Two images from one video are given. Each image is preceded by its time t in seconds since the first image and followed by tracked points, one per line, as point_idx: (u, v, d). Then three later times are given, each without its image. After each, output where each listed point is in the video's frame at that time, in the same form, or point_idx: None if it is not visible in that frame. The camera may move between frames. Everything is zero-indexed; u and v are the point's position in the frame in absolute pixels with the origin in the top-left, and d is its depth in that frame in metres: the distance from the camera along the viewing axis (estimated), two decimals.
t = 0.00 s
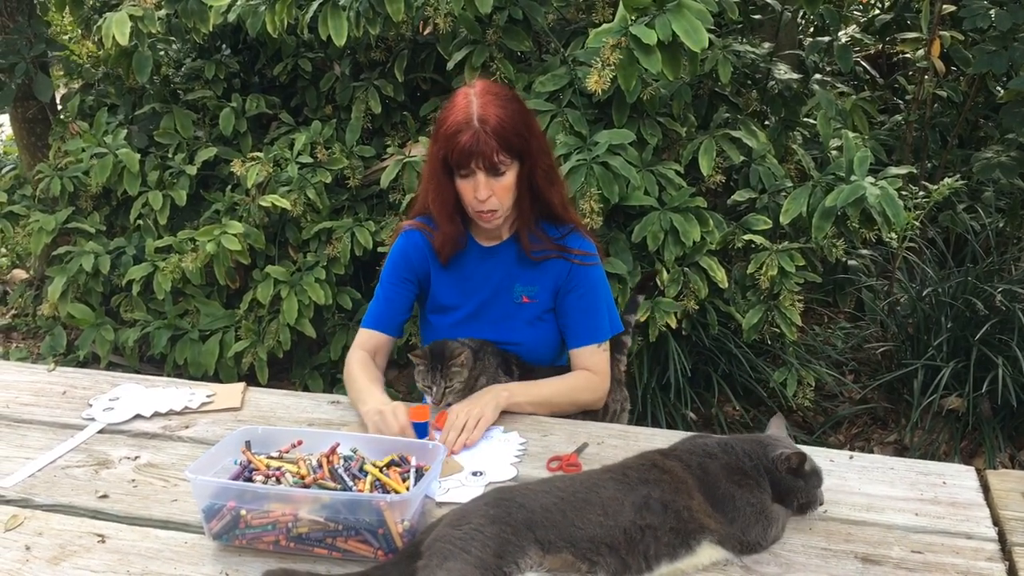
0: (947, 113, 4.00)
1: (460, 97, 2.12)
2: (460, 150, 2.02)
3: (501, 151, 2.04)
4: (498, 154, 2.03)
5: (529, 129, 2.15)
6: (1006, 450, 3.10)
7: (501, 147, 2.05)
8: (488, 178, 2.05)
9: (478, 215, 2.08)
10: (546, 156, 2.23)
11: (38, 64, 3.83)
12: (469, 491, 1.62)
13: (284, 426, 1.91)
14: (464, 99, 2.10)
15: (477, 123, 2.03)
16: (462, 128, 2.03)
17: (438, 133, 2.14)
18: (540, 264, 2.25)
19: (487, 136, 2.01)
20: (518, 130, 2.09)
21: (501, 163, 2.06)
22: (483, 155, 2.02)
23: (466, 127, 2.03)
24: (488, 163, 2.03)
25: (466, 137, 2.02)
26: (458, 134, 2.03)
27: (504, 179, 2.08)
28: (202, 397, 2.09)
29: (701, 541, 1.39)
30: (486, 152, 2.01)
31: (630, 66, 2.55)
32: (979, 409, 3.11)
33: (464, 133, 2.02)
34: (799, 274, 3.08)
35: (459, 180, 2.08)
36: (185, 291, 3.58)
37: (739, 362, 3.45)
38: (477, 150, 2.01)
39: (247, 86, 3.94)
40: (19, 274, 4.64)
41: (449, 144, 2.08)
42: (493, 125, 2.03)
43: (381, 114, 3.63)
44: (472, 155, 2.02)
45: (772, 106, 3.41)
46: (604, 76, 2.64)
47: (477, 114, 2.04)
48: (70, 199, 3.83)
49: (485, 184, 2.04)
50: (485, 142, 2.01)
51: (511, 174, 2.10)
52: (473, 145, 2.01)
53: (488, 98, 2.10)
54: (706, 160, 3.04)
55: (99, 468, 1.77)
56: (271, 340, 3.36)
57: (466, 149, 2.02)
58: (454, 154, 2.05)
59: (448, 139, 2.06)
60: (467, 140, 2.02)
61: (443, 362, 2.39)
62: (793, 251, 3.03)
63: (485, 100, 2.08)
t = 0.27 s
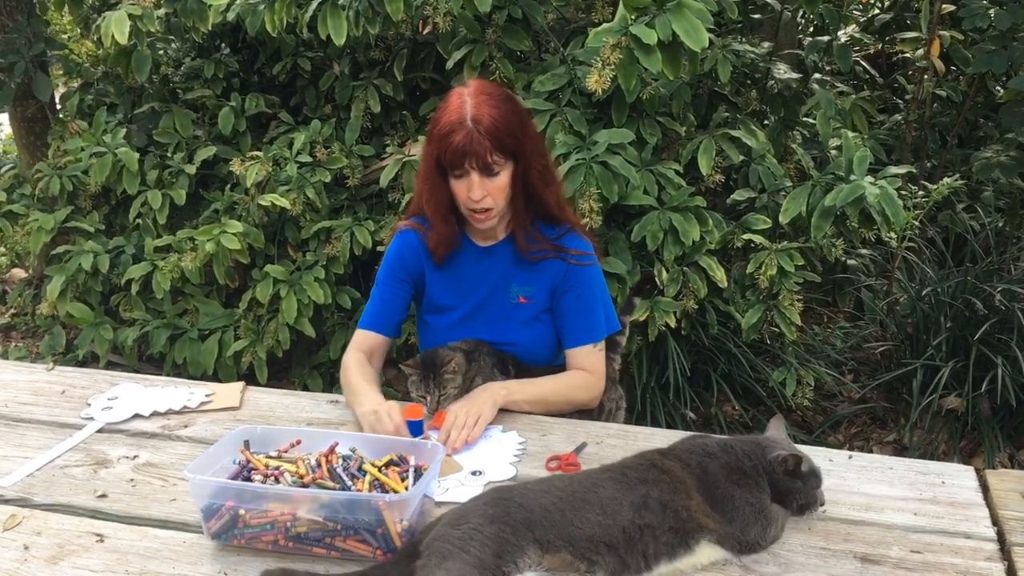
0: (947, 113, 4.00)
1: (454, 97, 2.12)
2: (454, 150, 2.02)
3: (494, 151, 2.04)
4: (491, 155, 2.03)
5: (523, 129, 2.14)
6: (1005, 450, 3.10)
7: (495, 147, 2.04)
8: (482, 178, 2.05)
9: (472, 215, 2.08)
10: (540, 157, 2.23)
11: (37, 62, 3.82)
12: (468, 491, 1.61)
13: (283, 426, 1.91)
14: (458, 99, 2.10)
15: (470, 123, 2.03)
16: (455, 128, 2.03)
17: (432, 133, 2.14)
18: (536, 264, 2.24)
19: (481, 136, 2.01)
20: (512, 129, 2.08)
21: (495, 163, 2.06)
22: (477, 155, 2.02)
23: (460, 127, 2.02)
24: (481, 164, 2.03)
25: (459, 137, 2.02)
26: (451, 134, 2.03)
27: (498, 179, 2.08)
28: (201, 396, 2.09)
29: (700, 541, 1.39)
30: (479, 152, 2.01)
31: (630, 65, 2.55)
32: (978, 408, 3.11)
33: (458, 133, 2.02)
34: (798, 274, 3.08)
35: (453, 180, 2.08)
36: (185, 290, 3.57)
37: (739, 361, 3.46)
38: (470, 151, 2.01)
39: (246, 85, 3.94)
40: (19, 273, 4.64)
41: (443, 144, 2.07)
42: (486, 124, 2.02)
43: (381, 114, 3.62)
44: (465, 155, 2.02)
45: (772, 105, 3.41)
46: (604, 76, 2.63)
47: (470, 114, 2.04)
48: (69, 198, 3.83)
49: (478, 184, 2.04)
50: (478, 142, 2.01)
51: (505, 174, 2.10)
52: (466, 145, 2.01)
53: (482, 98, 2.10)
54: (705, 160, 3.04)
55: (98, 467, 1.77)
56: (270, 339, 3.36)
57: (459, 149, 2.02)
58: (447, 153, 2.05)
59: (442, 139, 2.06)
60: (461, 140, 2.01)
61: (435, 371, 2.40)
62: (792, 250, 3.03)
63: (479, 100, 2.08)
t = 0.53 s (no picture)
0: (947, 112, 3.99)
1: (450, 98, 2.12)
2: (449, 151, 2.02)
3: (489, 153, 2.04)
4: (486, 157, 2.03)
5: (519, 130, 2.14)
6: (1005, 450, 3.10)
7: (490, 148, 2.04)
8: (477, 180, 2.05)
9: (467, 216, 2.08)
10: (536, 157, 2.22)
11: (37, 61, 3.82)
12: (468, 490, 1.61)
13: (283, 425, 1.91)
14: (454, 101, 2.10)
15: (465, 124, 2.02)
16: (450, 130, 2.03)
17: (428, 134, 2.14)
18: (533, 263, 2.24)
19: (476, 138, 2.01)
20: (507, 131, 2.08)
21: (490, 165, 2.06)
22: (472, 156, 2.02)
23: (455, 129, 2.02)
24: (476, 165, 2.03)
25: (454, 138, 2.01)
26: (446, 135, 2.03)
27: (493, 180, 2.08)
28: (201, 396, 2.09)
29: (699, 540, 1.39)
30: (474, 154, 2.01)
31: (631, 65, 2.55)
32: (978, 408, 3.11)
33: (453, 135, 2.02)
34: (798, 273, 3.08)
35: (448, 181, 2.08)
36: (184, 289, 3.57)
37: (739, 361, 3.45)
38: (465, 152, 2.01)
39: (246, 84, 3.94)
40: (18, 272, 4.64)
41: (438, 145, 2.07)
42: (481, 126, 2.02)
43: (381, 113, 3.62)
44: (460, 157, 2.02)
45: (772, 104, 3.40)
46: (605, 75, 2.63)
47: (465, 115, 2.03)
48: (69, 197, 3.83)
49: (473, 186, 2.04)
50: (473, 144, 2.01)
51: (501, 175, 2.10)
52: (461, 147, 2.01)
53: (477, 99, 2.09)
54: (705, 159, 3.04)
55: (97, 466, 1.77)
56: (270, 338, 3.36)
57: (454, 151, 2.02)
58: (443, 155, 2.05)
59: (437, 141, 2.06)
60: (455, 141, 2.01)
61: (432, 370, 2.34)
62: (793, 249, 3.03)
63: (474, 101, 2.08)
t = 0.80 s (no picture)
0: (948, 112, 3.99)
1: (451, 95, 2.11)
2: (450, 148, 2.02)
3: (491, 150, 2.04)
4: (488, 153, 2.03)
5: (521, 127, 2.13)
6: (1006, 449, 3.10)
7: (492, 145, 2.04)
8: (479, 177, 2.05)
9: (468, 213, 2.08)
10: (538, 155, 2.22)
11: (37, 61, 3.81)
12: (468, 489, 1.61)
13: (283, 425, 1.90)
14: (456, 97, 2.09)
15: (467, 121, 2.02)
16: (452, 126, 2.03)
17: (430, 131, 2.14)
18: (535, 262, 2.24)
19: (477, 135, 2.01)
20: (509, 128, 2.08)
21: (491, 162, 2.05)
22: (473, 153, 2.01)
23: (456, 125, 2.02)
24: (477, 162, 2.02)
25: (455, 135, 2.01)
26: (448, 132, 2.03)
27: (495, 177, 2.08)
28: (201, 395, 2.08)
29: (700, 539, 1.39)
30: (476, 150, 2.01)
31: (632, 64, 2.55)
32: (979, 408, 3.10)
33: (454, 131, 2.02)
34: (799, 273, 3.07)
35: (450, 179, 2.08)
36: (185, 289, 3.57)
37: (739, 361, 3.45)
38: (466, 149, 2.01)
39: (246, 83, 3.94)
40: (19, 271, 4.64)
41: (439, 142, 2.07)
42: (483, 123, 2.02)
43: (381, 112, 3.62)
44: (462, 153, 2.02)
45: (773, 104, 3.40)
46: (606, 74, 2.63)
47: (467, 112, 2.03)
48: (70, 197, 3.83)
49: (475, 183, 2.04)
50: (474, 140, 2.01)
51: (502, 173, 2.10)
52: (462, 143, 2.01)
53: (479, 96, 2.09)
54: (706, 158, 3.03)
55: (97, 465, 1.77)
56: (270, 338, 3.36)
57: (456, 147, 2.01)
58: (444, 152, 2.04)
59: (439, 138, 2.06)
60: (457, 138, 2.01)
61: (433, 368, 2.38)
62: (794, 249, 3.03)
63: (476, 98, 2.07)
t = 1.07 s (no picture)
0: (948, 112, 3.99)
1: (451, 93, 2.11)
2: (450, 144, 2.02)
3: (491, 146, 2.04)
4: (487, 150, 2.02)
5: (521, 125, 2.13)
6: (1006, 449, 3.09)
7: (491, 141, 2.04)
8: (479, 173, 2.04)
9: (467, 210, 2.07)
10: (537, 154, 2.22)
11: (37, 60, 3.81)
12: (468, 489, 1.61)
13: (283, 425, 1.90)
14: (456, 94, 2.09)
15: (467, 117, 2.02)
16: (452, 123, 2.03)
17: (429, 128, 2.13)
18: (534, 261, 2.24)
19: (477, 131, 2.01)
20: (509, 125, 2.08)
21: (491, 159, 2.05)
22: (473, 150, 2.01)
23: (456, 122, 2.02)
24: (477, 158, 2.02)
25: (455, 131, 2.01)
26: (448, 128, 2.03)
27: (494, 175, 2.08)
28: (201, 395, 2.08)
29: (700, 539, 1.39)
30: (475, 146, 2.01)
31: (632, 64, 2.55)
32: (979, 408, 3.10)
33: (454, 127, 2.02)
34: (799, 273, 3.07)
35: (449, 175, 2.08)
36: (185, 289, 3.57)
37: (739, 361, 3.45)
38: (466, 145, 2.01)
39: (246, 83, 3.93)
40: (19, 271, 4.64)
41: (439, 138, 2.07)
42: (483, 119, 2.02)
43: (381, 112, 3.62)
44: (461, 150, 2.02)
45: (773, 103, 3.40)
46: (605, 74, 2.63)
47: (467, 108, 2.03)
48: (70, 196, 3.83)
49: (474, 179, 2.04)
50: (474, 136, 2.00)
51: (502, 170, 2.10)
52: (462, 139, 2.01)
53: (479, 93, 2.09)
54: (706, 158, 3.03)
55: (97, 465, 1.77)
56: (270, 338, 3.36)
57: (455, 143, 2.01)
58: (444, 148, 2.04)
59: (439, 134, 2.06)
60: (457, 134, 2.01)
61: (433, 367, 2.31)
62: (794, 249, 3.03)
63: (477, 95, 2.07)
